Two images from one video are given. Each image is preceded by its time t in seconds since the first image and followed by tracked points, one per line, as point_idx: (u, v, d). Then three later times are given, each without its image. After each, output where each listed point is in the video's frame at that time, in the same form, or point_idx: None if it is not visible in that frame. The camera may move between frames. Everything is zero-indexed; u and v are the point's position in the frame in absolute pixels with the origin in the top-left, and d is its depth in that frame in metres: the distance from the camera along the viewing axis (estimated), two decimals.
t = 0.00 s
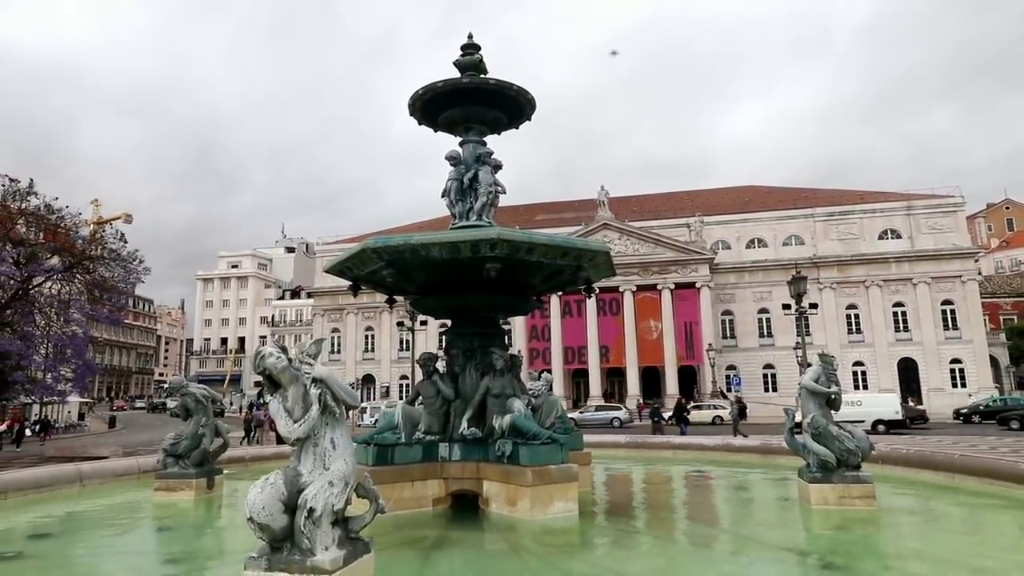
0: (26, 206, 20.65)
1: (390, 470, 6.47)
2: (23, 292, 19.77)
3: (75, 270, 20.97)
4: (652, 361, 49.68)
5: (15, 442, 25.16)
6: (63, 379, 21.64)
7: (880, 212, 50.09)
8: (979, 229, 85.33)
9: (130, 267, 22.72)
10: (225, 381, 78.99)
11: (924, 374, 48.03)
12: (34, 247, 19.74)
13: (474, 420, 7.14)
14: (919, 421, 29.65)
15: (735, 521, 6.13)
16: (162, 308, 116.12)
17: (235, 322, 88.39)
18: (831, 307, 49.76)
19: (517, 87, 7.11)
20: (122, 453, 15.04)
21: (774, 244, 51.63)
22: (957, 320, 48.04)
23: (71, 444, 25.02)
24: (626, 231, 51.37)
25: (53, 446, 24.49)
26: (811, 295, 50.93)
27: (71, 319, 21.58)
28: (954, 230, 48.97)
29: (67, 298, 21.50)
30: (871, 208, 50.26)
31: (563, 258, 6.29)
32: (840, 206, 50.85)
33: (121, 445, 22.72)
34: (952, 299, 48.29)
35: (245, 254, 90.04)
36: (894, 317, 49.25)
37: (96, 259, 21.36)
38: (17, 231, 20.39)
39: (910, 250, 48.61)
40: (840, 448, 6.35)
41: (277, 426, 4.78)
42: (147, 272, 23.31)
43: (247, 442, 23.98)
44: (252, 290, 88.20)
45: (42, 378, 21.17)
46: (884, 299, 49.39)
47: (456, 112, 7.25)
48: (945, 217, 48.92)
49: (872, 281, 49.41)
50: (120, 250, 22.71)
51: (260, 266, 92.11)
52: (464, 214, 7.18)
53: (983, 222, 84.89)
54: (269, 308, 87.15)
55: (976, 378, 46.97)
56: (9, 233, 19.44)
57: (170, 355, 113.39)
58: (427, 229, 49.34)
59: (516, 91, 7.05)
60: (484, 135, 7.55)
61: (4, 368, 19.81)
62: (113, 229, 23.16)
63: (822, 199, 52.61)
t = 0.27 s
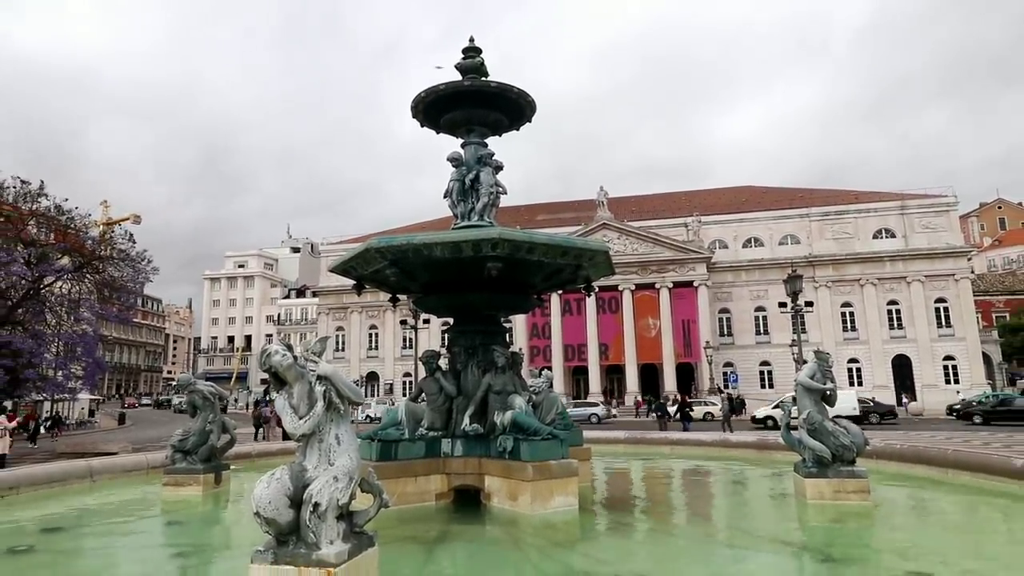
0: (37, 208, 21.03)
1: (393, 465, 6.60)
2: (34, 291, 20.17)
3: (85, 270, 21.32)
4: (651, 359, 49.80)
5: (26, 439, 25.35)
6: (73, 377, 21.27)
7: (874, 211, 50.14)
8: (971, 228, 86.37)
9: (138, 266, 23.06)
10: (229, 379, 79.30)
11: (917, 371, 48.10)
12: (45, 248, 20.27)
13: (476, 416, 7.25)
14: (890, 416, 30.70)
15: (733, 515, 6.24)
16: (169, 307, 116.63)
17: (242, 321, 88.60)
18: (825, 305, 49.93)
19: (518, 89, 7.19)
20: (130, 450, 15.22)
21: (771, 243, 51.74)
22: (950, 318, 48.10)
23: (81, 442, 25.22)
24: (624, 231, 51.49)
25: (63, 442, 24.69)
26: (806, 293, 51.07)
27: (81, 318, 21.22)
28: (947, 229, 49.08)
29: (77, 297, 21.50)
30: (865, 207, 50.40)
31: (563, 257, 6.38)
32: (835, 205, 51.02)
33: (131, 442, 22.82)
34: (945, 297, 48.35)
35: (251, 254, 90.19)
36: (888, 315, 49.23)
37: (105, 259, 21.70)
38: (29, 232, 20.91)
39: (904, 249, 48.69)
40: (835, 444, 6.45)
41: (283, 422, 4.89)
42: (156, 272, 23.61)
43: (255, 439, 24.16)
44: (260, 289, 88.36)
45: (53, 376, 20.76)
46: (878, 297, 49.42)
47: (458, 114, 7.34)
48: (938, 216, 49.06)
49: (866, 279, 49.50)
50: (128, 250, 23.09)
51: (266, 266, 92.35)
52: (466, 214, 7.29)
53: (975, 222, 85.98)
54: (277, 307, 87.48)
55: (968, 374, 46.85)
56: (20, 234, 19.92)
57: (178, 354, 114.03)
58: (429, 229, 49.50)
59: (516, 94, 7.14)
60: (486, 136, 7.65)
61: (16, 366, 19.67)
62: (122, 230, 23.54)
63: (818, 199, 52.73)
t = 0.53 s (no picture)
0: (48, 207, 21.16)
1: (395, 459, 6.75)
2: (45, 289, 20.47)
3: (96, 269, 21.35)
4: (645, 357, 49.91)
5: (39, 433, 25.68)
6: (84, 372, 21.71)
7: (863, 215, 50.49)
8: (958, 232, 88.28)
9: (148, 264, 23.01)
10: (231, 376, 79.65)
11: (904, 369, 48.44)
12: (57, 247, 20.48)
13: (475, 412, 7.41)
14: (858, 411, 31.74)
15: (725, 509, 6.42)
16: (179, 305, 116.49)
17: (249, 319, 88.74)
18: (816, 305, 50.03)
19: (517, 94, 7.32)
20: (135, 444, 15.42)
21: (762, 245, 52.02)
22: (937, 317, 48.43)
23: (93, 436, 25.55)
24: (620, 233, 51.79)
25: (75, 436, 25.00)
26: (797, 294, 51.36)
27: (92, 316, 21.26)
28: (934, 232, 49.41)
29: (88, 296, 21.45)
30: (854, 211, 50.69)
31: (561, 258, 6.53)
32: (824, 208, 51.36)
33: (140, 437, 23.00)
34: (931, 298, 48.65)
35: (258, 254, 90.33)
36: (877, 314, 49.58)
37: (115, 258, 21.69)
38: (41, 232, 21.04)
39: (892, 251, 48.96)
40: (825, 440, 6.61)
41: (288, 417, 5.05)
42: (164, 270, 23.63)
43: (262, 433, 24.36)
44: (265, 288, 88.46)
45: (64, 371, 21.27)
46: (866, 298, 49.68)
47: (459, 118, 7.48)
48: (925, 220, 49.33)
49: (855, 280, 49.66)
50: (138, 249, 23.10)
51: (273, 266, 92.29)
52: (467, 216, 7.44)
53: (962, 225, 88.00)
54: (282, 306, 87.72)
55: (954, 373, 47.29)
56: (32, 234, 20.18)
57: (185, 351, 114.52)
58: (429, 229, 49.74)
59: (516, 99, 7.27)
60: (486, 140, 7.78)
61: (28, 362, 19.99)
62: (132, 229, 23.55)
63: (808, 202, 53.00)
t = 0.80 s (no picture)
0: (63, 208, 21.26)
1: (399, 453, 6.91)
2: (58, 288, 20.30)
3: (108, 268, 21.42)
4: (643, 354, 50.17)
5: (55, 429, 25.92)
6: (96, 369, 21.65)
7: (857, 216, 50.92)
8: (949, 233, 90.87)
9: (159, 264, 23.00)
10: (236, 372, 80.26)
11: (895, 366, 48.55)
12: (71, 247, 20.51)
13: (477, 407, 7.57)
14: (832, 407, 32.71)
15: (721, 502, 6.58)
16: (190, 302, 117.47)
17: (258, 317, 89.29)
18: (809, 304, 50.32)
19: (519, 98, 7.44)
20: (147, 438, 15.69)
21: (758, 245, 52.47)
22: (928, 315, 48.38)
23: (105, 430, 25.79)
24: (619, 233, 52.21)
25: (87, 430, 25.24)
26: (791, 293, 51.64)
27: (104, 313, 21.48)
28: (926, 233, 49.46)
29: (100, 294, 21.62)
30: (848, 211, 51.17)
31: (560, 257, 6.68)
32: (819, 209, 51.86)
33: (153, 432, 23.17)
34: (923, 296, 48.65)
35: (266, 253, 90.97)
36: (869, 312, 49.64)
37: (127, 257, 21.81)
38: (55, 233, 21.20)
39: (884, 250, 49.13)
40: (819, 435, 6.77)
41: (295, 412, 5.20)
42: (176, 270, 23.63)
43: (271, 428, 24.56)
44: (274, 288, 89.09)
45: (77, 367, 20.94)
46: (859, 296, 49.78)
47: (463, 121, 7.61)
48: (917, 221, 49.44)
49: (847, 279, 49.93)
50: (149, 249, 23.15)
51: (279, 266, 93.18)
52: (469, 216, 7.60)
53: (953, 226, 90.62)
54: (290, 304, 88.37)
55: (944, 370, 47.30)
56: (46, 234, 20.25)
57: (195, 347, 115.68)
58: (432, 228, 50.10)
59: (518, 102, 7.39)
60: (489, 142, 7.92)
61: (42, 358, 19.55)
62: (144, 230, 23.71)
63: (804, 203, 53.44)
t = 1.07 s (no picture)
0: (76, 208, 21.43)
1: (404, 445, 7.09)
2: (72, 286, 20.47)
3: (120, 266, 21.61)
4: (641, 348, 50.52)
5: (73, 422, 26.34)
6: (110, 363, 22.07)
7: (846, 212, 50.83)
8: (938, 228, 93.13)
9: (171, 262, 23.27)
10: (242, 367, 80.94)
11: (886, 359, 48.78)
12: (84, 246, 20.64)
13: (479, 400, 7.75)
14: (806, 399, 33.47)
15: (717, 491, 6.76)
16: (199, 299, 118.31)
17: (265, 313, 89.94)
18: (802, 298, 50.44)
19: (519, 98, 7.57)
20: (157, 430, 16.03)
21: (752, 242, 52.40)
22: (918, 309, 48.68)
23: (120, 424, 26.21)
24: (617, 230, 52.41)
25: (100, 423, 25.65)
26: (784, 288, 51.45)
27: (117, 310, 21.85)
28: (916, 229, 49.68)
29: (113, 291, 21.95)
30: (839, 209, 50.93)
31: (560, 254, 6.84)
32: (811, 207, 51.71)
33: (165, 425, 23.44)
34: (913, 291, 48.90)
35: (274, 252, 91.89)
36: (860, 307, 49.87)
37: (140, 255, 22.02)
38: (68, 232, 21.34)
39: (875, 246, 49.30)
40: (812, 426, 6.95)
41: (302, 406, 5.36)
42: (186, 268, 23.89)
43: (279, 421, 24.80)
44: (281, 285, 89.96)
45: (91, 362, 21.36)
46: (850, 291, 49.99)
47: (464, 122, 7.75)
48: (908, 217, 49.62)
49: (839, 275, 50.04)
50: (160, 247, 23.38)
51: (286, 263, 93.93)
52: (471, 215, 7.75)
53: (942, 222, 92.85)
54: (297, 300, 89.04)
55: (934, 363, 47.61)
56: (60, 233, 20.39)
57: (206, 343, 116.81)
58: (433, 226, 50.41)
59: (518, 103, 7.53)
60: (490, 142, 8.06)
61: (57, 354, 19.69)
62: (154, 228, 23.94)
63: (795, 201, 53.42)
